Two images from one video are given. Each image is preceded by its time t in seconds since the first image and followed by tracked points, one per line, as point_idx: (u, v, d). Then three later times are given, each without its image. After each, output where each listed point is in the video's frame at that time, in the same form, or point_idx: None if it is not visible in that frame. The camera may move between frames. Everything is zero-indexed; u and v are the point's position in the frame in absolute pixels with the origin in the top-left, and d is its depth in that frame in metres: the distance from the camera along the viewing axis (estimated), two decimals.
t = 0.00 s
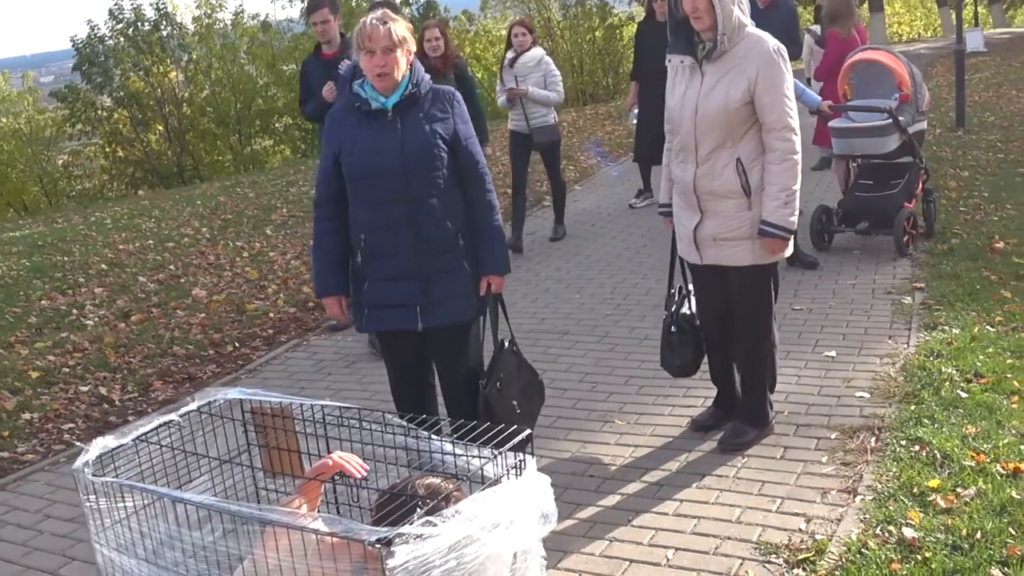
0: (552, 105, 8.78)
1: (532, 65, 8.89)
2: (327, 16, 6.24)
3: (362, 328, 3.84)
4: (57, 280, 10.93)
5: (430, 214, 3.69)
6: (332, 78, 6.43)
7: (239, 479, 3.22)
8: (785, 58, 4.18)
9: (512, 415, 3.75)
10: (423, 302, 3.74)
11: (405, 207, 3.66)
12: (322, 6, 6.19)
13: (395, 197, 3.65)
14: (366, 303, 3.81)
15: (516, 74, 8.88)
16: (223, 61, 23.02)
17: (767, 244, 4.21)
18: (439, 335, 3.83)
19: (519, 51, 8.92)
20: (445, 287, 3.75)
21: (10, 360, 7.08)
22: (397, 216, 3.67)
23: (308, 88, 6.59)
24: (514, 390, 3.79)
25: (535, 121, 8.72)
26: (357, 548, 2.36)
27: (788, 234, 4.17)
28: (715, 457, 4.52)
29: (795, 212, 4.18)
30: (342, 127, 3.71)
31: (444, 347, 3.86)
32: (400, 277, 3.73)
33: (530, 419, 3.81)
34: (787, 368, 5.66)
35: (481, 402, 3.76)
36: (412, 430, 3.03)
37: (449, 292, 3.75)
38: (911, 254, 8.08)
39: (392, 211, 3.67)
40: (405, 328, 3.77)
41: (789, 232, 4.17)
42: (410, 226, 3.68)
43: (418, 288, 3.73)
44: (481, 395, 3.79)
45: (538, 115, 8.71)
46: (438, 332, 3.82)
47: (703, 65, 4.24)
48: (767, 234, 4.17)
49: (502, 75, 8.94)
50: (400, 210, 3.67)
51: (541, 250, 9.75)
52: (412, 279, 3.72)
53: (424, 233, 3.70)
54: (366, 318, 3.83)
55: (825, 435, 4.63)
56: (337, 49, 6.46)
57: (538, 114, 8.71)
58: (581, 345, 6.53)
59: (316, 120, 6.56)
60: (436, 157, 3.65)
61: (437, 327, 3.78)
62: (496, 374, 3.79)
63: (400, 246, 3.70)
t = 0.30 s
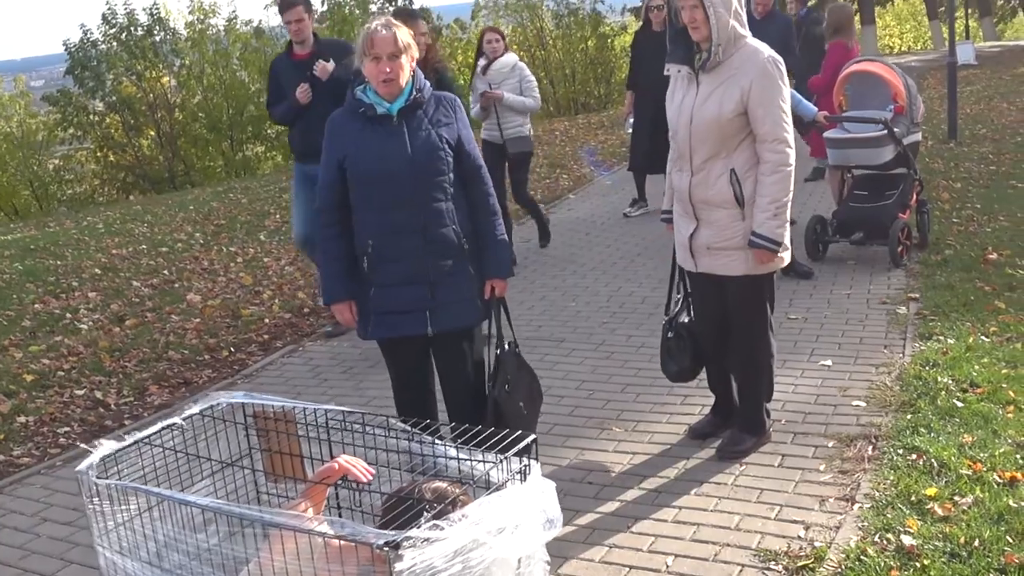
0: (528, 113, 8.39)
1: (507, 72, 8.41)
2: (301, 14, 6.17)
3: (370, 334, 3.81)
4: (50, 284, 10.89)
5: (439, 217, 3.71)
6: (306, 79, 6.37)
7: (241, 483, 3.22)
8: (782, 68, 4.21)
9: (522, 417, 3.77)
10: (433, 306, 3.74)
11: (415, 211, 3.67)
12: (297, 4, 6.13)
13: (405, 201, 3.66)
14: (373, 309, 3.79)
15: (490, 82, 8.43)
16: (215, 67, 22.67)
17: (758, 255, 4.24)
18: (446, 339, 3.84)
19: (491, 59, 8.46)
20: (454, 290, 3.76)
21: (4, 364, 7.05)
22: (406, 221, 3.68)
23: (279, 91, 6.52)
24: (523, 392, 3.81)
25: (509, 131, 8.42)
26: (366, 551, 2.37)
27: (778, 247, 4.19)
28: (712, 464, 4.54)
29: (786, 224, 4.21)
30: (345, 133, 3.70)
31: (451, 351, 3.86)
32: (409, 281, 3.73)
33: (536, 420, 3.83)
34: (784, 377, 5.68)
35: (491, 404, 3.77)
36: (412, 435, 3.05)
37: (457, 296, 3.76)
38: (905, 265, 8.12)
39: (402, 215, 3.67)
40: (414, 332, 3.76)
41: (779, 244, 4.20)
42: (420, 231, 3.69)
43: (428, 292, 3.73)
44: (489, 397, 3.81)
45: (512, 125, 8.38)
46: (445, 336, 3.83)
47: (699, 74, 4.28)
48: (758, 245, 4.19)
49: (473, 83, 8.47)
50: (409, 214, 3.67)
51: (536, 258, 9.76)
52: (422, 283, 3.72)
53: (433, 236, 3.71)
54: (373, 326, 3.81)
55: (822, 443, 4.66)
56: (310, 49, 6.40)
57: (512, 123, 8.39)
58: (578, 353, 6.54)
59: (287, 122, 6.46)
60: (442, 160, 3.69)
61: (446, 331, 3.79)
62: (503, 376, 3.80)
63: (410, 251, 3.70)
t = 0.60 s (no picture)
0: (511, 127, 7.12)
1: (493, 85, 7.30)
2: (283, 29, 6.16)
3: (380, 343, 3.80)
4: (52, 289, 10.89)
5: (449, 226, 3.72)
6: (289, 96, 6.32)
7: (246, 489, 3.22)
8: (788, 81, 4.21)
9: (532, 424, 3.78)
10: (443, 314, 3.74)
11: (426, 220, 3.68)
12: (279, 18, 6.13)
13: (416, 209, 3.66)
14: (383, 318, 3.79)
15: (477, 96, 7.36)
16: (218, 74, 22.71)
17: (760, 269, 4.23)
18: (454, 348, 3.84)
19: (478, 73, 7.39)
20: (464, 299, 3.77)
21: (6, 369, 7.05)
22: (417, 229, 3.68)
23: (259, 110, 6.41)
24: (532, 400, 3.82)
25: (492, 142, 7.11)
26: (374, 560, 2.36)
27: (779, 260, 4.19)
28: (716, 475, 4.53)
29: (789, 237, 4.21)
30: (354, 141, 3.70)
31: (459, 359, 3.87)
32: (420, 289, 3.73)
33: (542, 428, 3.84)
34: (787, 389, 5.68)
35: (500, 411, 3.78)
36: (417, 443, 3.05)
37: (467, 304, 3.77)
38: (908, 278, 8.12)
39: (413, 223, 3.68)
40: (424, 341, 3.76)
41: (781, 258, 4.20)
42: (431, 239, 3.70)
43: (438, 300, 3.73)
44: (497, 405, 3.81)
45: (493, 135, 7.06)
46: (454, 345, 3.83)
47: (706, 86, 4.29)
48: (760, 259, 4.19)
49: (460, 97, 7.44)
50: (420, 223, 3.68)
51: (539, 268, 9.76)
52: (432, 291, 3.72)
53: (443, 244, 3.72)
54: (382, 334, 3.80)
55: (826, 456, 4.65)
56: (292, 65, 6.38)
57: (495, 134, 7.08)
58: (581, 364, 6.54)
59: (267, 142, 6.37)
60: (452, 169, 3.70)
61: (456, 340, 3.80)
62: (512, 384, 3.80)
63: (420, 259, 3.71)
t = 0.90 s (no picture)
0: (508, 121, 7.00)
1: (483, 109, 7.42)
2: (258, 32, 6.02)
3: (390, 352, 3.80)
4: (58, 294, 10.91)
5: (461, 235, 3.73)
6: (264, 103, 6.17)
7: (254, 495, 3.21)
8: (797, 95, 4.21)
9: (542, 434, 3.78)
10: (454, 323, 3.74)
11: (438, 228, 3.68)
12: (253, 21, 5.98)
13: (428, 218, 3.67)
14: (393, 327, 3.78)
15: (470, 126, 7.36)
16: (225, 81, 22.77)
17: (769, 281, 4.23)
18: (463, 357, 3.84)
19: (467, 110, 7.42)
20: (474, 308, 3.77)
21: (11, 374, 7.05)
22: (429, 238, 3.69)
23: (235, 118, 6.26)
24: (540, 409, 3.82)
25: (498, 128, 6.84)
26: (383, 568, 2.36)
27: (788, 273, 4.19)
28: (722, 487, 4.52)
29: (797, 251, 4.21)
30: (365, 150, 3.70)
31: (467, 368, 3.87)
32: (431, 297, 3.72)
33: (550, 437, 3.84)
34: (794, 402, 5.66)
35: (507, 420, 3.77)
36: (425, 452, 3.04)
37: (477, 313, 3.78)
38: (915, 292, 8.11)
39: (425, 232, 3.68)
40: (434, 350, 3.76)
41: (789, 271, 4.19)
42: (442, 248, 3.70)
43: (449, 310, 3.73)
44: (505, 414, 3.81)
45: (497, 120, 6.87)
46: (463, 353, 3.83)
47: (715, 99, 4.30)
48: (768, 271, 4.18)
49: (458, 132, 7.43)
50: (432, 231, 3.68)
51: (545, 278, 9.76)
52: (443, 300, 3.72)
53: (454, 254, 3.72)
54: (392, 343, 3.80)
55: (833, 469, 4.63)
56: (268, 72, 6.21)
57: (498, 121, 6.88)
58: (588, 374, 6.53)
59: (242, 152, 6.22)
60: (463, 178, 3.71)
61: (466, 349, 3.80)
62: (520, 391, 3.80)
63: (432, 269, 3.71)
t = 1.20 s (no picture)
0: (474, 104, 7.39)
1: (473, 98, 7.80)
2: (236, 39, 5.71)
3: (396, 357, 3.80)
4: (62, 296, 10.93)
5: (468, 240, 3.73)
6: (241, 111, 5.89)
7: (258, 497, 3.21)
8: (805, 103, 4.21)
9: (544, 440, 3.78)
10: (460, 328, 3.75)
11: (445, 233, 3.68)
12: (231, 28, 5.67)
13: (435, 222, 3.67)
14: (399, 331, 3.79)
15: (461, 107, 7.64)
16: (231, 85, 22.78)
17: (773, 290, 4.23)
18: (468, 362, 3.84)
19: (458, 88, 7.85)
20: (480, 313, 3.78)
21: (16, 374, 7.07)
22: (436, 243, 3.69)
23: (213, 127, 6.01)
24: (543, 414, 3.81)
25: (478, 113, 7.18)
26: (388, 571, 2.35)
27: (793, 282, 4.19)
28: (726, 494, 4.52)
29: (803, 259, 4.21)
30: (373, 155, 3.70)
31: (472, 372, 3.87)
32: (437, 302, 3.73)
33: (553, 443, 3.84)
34: (799, 409, 5.66)
35: (508, 425, 3.77)
36: (431, 456, 3.04)
37: (482, 318, 3.78)
38: (920, 300, 8.10)
39: (432, 237, 3.68)
40: (440, 355, 3.76)
41: (795, 280, 4.20)
42: (449, 253, 3.70)
43: (455, 314, 3.74)
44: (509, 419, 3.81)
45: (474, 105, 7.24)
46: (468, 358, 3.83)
47: (722, 106, 4.30)
48: (773, 280, 4.19)
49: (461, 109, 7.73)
50: (439, 236, 3.68)
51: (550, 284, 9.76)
52: (450, 305, 3.73)
53: (461, 259, 3.73)
54: (398, 348, 3.80)
55: (837, 476, 4.63)
56: (245, 79, 5.94)
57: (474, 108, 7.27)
58: (592, 380, 6.53)
59: (220, 161, 5.97)
60: (471, 183, 3.71)
61: (472, 354, 3.80)
62: (524, 396, 3.80)
63: (438, 274, 3.71)
